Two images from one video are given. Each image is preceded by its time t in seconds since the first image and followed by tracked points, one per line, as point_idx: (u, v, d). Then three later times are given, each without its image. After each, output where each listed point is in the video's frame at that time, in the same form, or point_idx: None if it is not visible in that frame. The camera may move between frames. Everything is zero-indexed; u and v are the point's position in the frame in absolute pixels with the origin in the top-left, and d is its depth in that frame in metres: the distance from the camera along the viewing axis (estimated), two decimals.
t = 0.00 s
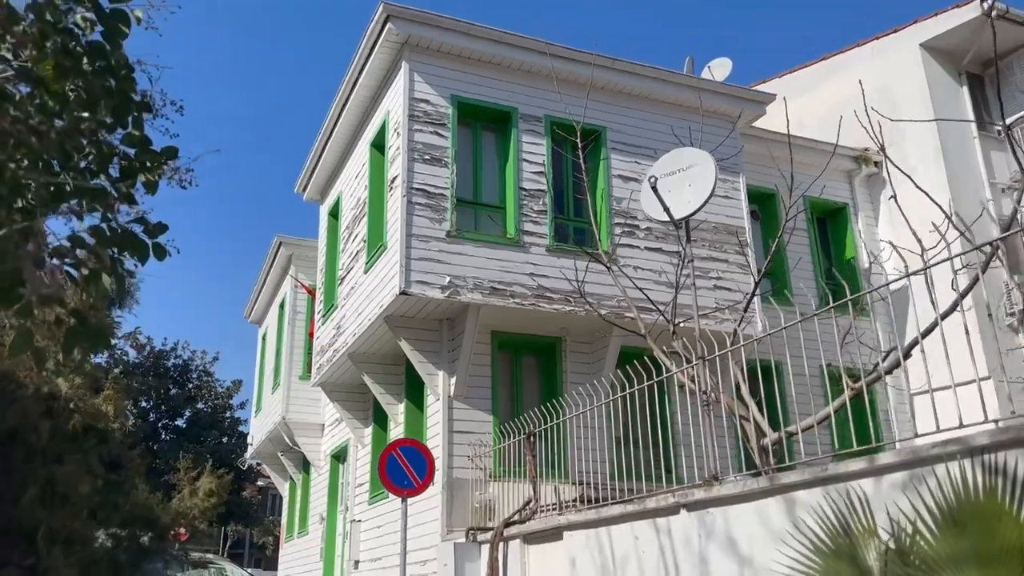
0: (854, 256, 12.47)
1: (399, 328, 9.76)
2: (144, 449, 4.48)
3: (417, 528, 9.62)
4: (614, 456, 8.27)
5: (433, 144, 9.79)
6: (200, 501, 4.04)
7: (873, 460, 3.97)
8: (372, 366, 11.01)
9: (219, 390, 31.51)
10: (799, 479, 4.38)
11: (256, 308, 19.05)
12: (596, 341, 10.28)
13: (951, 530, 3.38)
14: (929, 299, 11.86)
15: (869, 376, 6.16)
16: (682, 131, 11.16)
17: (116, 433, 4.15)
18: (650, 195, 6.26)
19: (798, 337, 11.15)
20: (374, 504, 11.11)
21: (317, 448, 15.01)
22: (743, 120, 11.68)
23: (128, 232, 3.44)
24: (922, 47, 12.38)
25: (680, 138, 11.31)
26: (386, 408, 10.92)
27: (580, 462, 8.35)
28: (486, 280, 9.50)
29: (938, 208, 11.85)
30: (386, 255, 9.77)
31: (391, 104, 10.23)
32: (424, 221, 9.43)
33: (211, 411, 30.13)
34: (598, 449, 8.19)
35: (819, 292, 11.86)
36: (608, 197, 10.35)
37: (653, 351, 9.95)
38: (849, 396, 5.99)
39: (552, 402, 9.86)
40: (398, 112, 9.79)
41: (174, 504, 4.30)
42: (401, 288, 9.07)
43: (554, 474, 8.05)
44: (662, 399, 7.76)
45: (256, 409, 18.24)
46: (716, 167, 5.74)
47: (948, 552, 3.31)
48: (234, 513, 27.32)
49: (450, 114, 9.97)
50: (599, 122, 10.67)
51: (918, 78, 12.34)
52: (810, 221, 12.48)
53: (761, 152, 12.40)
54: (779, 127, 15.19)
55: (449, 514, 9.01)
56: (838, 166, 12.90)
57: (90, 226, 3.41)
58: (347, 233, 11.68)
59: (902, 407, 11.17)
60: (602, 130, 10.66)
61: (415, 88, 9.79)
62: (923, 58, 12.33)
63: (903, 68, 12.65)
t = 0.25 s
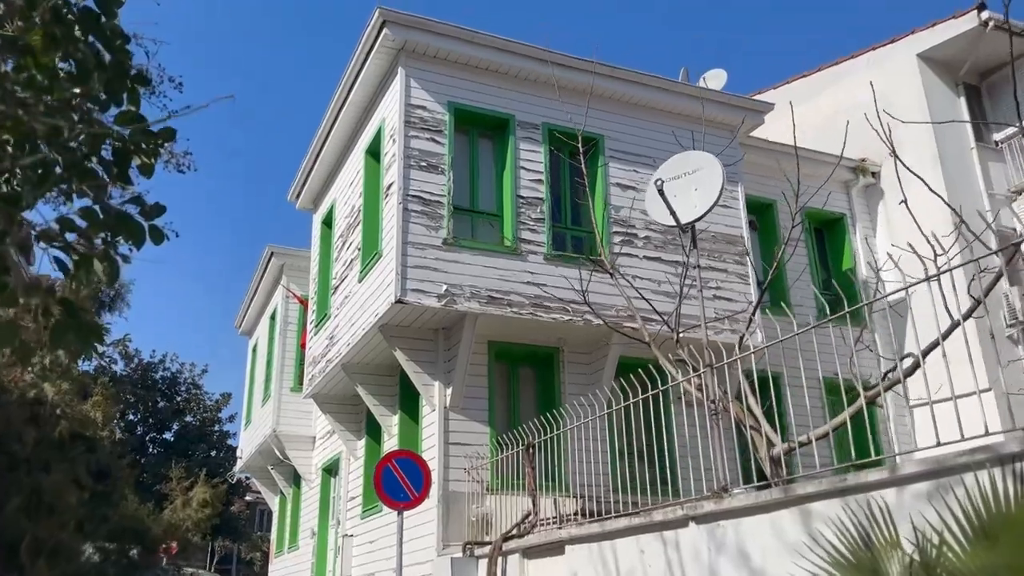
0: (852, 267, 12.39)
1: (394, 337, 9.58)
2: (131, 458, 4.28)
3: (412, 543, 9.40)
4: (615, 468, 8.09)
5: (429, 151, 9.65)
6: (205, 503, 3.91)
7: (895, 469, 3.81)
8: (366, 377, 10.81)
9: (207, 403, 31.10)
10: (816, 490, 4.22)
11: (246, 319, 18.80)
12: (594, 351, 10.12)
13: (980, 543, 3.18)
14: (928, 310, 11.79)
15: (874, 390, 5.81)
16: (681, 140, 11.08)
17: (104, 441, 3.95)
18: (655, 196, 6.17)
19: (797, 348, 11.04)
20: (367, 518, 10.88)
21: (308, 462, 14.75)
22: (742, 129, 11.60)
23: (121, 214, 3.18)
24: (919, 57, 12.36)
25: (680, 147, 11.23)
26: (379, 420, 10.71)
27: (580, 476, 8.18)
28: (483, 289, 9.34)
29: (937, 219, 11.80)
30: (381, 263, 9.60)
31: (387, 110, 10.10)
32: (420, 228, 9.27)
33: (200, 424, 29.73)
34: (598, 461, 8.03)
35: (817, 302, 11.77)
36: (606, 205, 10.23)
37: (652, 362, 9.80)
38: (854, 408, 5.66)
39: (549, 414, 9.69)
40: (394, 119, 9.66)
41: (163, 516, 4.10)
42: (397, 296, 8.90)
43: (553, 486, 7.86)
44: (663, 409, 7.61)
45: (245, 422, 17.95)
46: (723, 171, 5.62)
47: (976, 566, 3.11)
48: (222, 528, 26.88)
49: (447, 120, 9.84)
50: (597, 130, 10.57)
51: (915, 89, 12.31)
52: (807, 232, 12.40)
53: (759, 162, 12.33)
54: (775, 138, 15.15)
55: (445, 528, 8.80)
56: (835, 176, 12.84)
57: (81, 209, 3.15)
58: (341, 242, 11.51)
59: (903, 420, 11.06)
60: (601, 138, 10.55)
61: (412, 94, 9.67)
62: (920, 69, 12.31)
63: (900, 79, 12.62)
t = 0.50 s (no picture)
0: (851, 274, 12.33)
1: (390, 343, 9.42)
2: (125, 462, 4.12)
3: (408, 553, 9.22)
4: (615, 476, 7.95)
5: (427, 154, 9.53)
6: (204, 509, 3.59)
7: (918, 476, 3.68)
8: (361, 384, 10.64)
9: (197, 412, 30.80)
10: (834, 497, 4.09)
11: (238, 326, 18.60)
12: (593, 358, 10.00)
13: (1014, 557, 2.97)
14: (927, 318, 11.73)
15: (884, 390, 5.66)
16: (682, 146, 11.01)
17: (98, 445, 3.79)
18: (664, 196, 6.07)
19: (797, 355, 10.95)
20: (361, 527, 10.69)
21: (301, 471, 14.54)
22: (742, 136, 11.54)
23: (128, 191, 2.91)
24: (917, 65, 12.33)
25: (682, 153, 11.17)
26: (375, 428, 10.54)
27: (581, 484, 8.05)
28: (482, 294, 9.20)
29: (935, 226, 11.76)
30: (378, 268, 9.46)
31: (384, 113, 9.98)
32: (418, 232, 9.14)
33: (189, 433, 29.44)
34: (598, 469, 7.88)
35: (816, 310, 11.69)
36: (605, 210, 10.13)
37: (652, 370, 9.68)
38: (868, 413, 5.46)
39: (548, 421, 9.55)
40: (392, 122, 9.54)
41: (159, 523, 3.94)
42: (395, 301, 8.75)
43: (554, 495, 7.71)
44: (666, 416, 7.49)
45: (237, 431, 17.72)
46: (732, 173, 5.52)
47: None
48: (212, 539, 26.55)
49: (446, 124, 9.73)
50: (598, 135, 10.49)
51: (913, 96, 12.28)
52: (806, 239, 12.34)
53: (757, 169, 12.27)
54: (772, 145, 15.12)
55: (442, 538, 8.63)
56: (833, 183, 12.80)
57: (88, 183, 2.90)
58: (336, 247, 11.36)
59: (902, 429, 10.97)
60: (600, 143, 10.46)
61: (410, 98, 9.56)
62: (918, 76, 12.28)
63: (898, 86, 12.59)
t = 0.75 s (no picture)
0: (848, 282, 12.26)
1: (384, 349, 9.24)
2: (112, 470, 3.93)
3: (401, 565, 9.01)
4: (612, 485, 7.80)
5: (423, 157, 9.39)
6: (205, 524, 3.21)
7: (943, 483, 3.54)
8: (353, 391, 10.44)
9: (184, 421, 30.44)
10: (851, 506, 3.95)
11: (227, 334, 18.35)
12: (590, 365, 9.86)
13: None
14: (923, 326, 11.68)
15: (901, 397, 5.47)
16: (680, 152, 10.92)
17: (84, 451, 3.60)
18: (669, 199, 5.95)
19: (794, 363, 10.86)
20: (353, 538, 10.46)
21: (290, 480, 14.30)
22: (739, 142, 11.48)
23: (125, 163, 2.72)
24: (913, 72, 12.32)
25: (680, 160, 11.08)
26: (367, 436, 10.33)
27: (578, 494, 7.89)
28: (478, 300, 9.05)
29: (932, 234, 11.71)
30: (372, 273, 9.29)
31: (379, 116, 9.83)
32: (413, 236, 8.98)
33: (175, 442, 29.12)
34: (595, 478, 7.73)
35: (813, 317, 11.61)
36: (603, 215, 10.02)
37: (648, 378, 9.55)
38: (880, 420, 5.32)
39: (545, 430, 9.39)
40: (387, 124, 9.39)
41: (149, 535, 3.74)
42: (390, 306, 8.57)
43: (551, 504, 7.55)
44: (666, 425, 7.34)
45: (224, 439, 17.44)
46: (740, 174, 5.42)
47: None
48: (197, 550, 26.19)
49: (442, 127, 9.60)
50: (596, 140, 10.39)
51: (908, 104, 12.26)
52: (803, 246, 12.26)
53: (754, 175, 12.20)
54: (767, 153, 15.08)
55: (437, 549, 8.43)
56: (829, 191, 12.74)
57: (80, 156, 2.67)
58: (328, 252, 11.18)
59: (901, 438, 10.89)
60: (598, 147, 10.35)
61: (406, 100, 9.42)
62: (914, 84, 12.26)
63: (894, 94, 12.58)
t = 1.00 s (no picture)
0: (844, 284, 12.19)
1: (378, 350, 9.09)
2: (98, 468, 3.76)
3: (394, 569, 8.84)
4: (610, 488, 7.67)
5: (417, 155, 9.25)
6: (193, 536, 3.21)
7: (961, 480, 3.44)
8: (345, 393, 10.27)
9: (171, 425, 30.09)
10: (866, 506, 3.84)
11: (216, 336, 18.11)
12: (586, 367, 9.73)
13: None
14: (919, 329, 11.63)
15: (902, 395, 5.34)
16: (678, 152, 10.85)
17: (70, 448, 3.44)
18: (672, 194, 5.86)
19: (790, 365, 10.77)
20: (344, 542, 10.28)
21: (280, 484, 14.09)
22: (736, 142, 11.40)
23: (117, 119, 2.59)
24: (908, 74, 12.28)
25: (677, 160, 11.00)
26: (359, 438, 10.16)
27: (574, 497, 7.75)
28: (473, 299, 8.92)
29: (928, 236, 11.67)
30: (365, 272, 9.14)
31: (373, 113, 9.70)
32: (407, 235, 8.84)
33: (163, 447, 28.80)
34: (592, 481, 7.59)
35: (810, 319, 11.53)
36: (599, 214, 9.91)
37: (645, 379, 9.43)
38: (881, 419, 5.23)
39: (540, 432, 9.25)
40: (381, 121, 9.26)
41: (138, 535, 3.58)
42: (384, 306, 8.43)
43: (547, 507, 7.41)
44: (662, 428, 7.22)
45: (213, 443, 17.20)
46: (744, 167, 5.33)
47: None
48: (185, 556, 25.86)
49: (437, 124, 9.47)
50: (593, 139, 10.29)
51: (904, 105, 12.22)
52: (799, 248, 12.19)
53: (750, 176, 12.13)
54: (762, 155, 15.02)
55: (431, 552, 8.27)
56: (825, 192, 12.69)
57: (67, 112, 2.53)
58: (320, 252, 11.02)
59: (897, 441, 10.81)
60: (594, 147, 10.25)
61: (401, 97, 9.29)
62: (909, 86, 12.22)
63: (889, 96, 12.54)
